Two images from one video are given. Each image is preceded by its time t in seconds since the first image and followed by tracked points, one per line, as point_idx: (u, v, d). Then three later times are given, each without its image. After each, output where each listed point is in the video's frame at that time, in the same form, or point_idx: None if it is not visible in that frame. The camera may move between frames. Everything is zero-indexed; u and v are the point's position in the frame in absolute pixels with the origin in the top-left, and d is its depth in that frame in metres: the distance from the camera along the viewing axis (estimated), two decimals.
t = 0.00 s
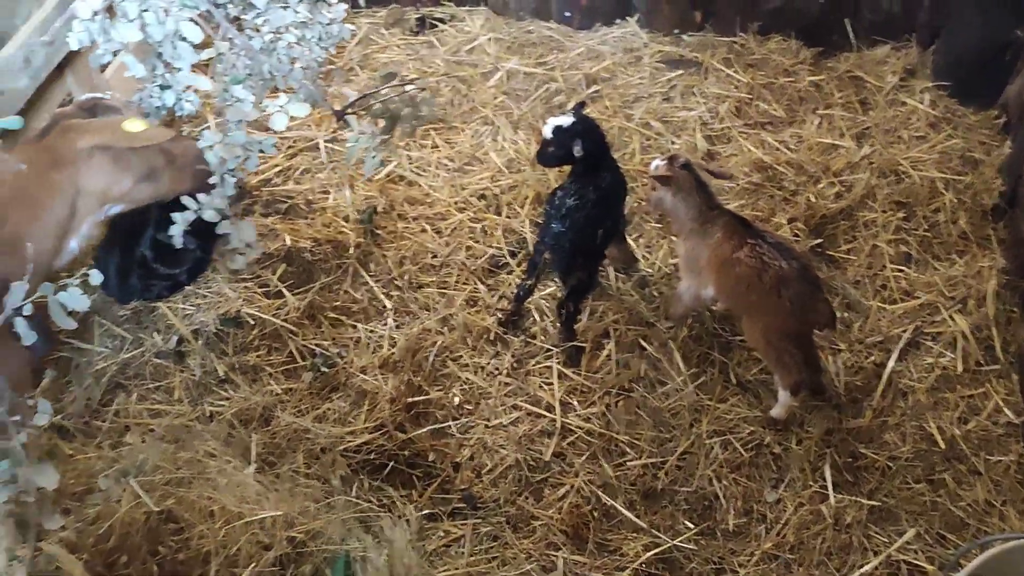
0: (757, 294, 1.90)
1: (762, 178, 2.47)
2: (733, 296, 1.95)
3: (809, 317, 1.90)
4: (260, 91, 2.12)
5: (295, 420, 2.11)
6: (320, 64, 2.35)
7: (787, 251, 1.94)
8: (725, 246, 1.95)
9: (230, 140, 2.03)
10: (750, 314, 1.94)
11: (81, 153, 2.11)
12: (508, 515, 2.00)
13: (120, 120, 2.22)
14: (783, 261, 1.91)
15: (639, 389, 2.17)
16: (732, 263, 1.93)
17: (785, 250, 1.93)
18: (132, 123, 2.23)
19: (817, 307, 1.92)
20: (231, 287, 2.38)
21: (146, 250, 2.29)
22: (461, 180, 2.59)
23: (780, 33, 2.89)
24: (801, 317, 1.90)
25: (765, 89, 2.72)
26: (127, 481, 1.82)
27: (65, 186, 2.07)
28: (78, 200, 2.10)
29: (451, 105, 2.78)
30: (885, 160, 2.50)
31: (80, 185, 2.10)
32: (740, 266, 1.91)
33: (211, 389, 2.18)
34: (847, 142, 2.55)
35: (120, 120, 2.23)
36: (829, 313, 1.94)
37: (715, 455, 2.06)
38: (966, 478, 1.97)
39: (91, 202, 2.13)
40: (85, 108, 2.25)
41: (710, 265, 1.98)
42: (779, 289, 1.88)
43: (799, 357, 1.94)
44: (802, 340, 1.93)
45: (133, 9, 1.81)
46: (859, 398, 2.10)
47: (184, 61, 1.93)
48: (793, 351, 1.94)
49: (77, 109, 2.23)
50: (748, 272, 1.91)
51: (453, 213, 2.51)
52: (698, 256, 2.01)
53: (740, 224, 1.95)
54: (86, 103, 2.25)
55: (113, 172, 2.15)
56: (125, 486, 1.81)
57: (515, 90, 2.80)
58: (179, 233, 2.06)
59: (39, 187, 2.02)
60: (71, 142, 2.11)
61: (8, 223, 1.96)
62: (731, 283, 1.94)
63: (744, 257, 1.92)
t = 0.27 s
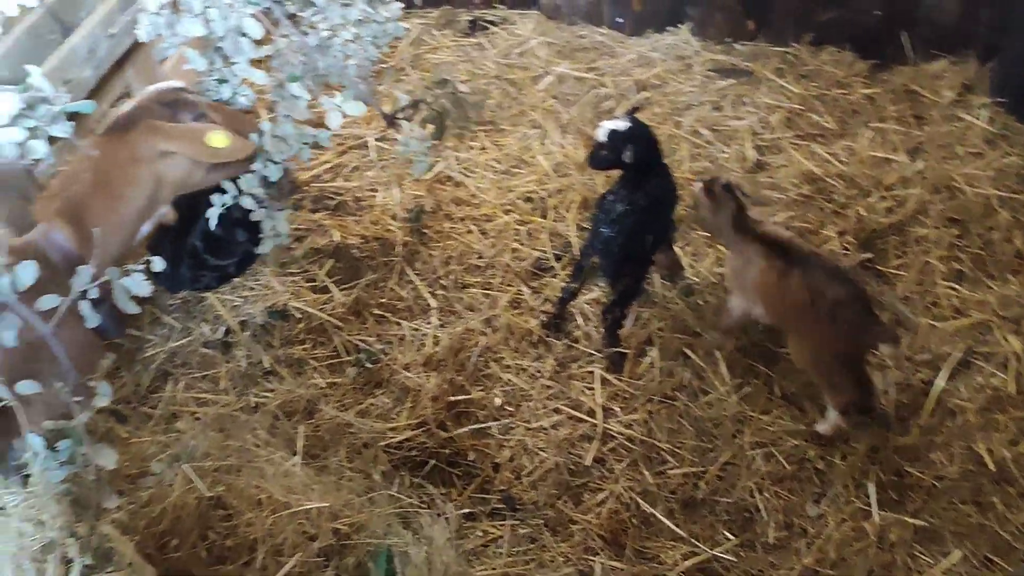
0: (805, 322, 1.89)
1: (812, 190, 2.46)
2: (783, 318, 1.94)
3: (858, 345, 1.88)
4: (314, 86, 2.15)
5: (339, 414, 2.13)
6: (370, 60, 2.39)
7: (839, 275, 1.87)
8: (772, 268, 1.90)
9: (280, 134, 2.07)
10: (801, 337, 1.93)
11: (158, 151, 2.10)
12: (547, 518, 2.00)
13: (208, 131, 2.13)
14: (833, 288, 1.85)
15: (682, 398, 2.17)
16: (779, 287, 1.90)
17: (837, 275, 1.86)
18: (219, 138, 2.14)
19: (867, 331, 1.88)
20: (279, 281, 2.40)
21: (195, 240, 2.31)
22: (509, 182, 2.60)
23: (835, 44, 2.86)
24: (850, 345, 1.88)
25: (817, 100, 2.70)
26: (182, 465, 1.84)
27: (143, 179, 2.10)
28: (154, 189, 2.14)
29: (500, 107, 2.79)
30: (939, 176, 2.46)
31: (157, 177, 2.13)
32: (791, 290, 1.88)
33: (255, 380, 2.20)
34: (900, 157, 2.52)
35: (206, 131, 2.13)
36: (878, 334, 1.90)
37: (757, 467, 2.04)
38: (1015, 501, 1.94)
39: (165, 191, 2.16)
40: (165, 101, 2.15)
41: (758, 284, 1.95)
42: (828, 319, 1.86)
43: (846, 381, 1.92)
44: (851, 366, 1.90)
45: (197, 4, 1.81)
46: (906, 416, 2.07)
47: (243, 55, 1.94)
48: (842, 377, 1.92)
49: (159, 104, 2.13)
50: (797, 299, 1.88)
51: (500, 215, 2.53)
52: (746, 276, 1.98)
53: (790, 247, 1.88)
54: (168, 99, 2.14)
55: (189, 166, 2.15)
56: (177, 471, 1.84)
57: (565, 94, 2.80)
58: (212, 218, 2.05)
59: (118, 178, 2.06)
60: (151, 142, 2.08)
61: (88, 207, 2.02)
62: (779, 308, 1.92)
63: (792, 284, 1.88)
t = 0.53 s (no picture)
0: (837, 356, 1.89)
1: (857, 205, 2.44)
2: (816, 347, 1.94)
3: (886, 387, 1.87)
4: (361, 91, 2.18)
5: (376, 414, 2.13)
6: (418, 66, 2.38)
7: (878, 319, 1.87)
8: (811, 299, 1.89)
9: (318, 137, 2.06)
10: (833, 369, 1.93)
11: (213, 151, 2.00)
12: (581, 526, 1.97)
13: (263, 142, 1.97)
14: (869, 330, 1.86)
15: (719, 410, 2.15)
16: (816, 318, 1.89)
17: (875, 318, 1.87)
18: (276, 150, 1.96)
19: (898, 377, 1.88)
20: (321, 280, 2.43)
21: (240, 238, 2.33)
22: (550, 188, 2.61)
23: (883, 59, 2.84)
24: (880, 386, 1.87)
25: (864, 114, 2.68)
26: (228, 459, 1.88)
27: (196, 176, 2.02)
28: (206, 186, 2.07)
29: (543, 113, 2.80)
30: (987, 195, 2.43)
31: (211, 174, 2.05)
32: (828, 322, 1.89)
33: (295, 377, 2.22)
34: (947, 174, 2.50)
35: (262, 142, 1.97)
36: (909, 378, 1.90)
37: (795, 482, 2.02)
38: None
39: (218, 186, 2.10)
40: (227, 102, 2.05)
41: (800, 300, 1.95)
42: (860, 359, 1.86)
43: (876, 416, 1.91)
44: (879, 403, 1.89)
45: (253, 5, 1.85)
46: (948, 437, 2.05)
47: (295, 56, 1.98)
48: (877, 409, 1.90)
49: (221, 106, 2.03)
50: (832, 332, 1.88)
51: (540, 221, 2.53)
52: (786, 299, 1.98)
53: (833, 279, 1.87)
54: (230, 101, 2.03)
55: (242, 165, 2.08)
56: (223, 464, 1.87)
57: (608, 101, 2.81)
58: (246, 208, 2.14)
59: (173, 175, 1.99)
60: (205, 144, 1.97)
61: (142, 202, 1.98)
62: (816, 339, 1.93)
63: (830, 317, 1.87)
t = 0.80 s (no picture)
0: (879, 370, 1.89)
1: (898, 224, 2.42)
2: (856, 364, 1.93)
3: (927, 408, 1.86)
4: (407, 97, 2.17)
5: (410, 417, 2.13)
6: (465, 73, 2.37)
7: (922, 337, 1.90)
8: (857, 309, 1.92)
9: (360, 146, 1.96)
10: (871, 388, 1.92)
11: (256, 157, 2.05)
12: (611, 536, 1.97)
13: (297, 155, 2.01)
14: (915, 346, 1.88)
15: (753, 425, 2.14)
16: (862, 330, 1.91)
17: (921, 336, 1.90)
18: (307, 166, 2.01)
19: (942, 399, 1.86)
20: (359, 282, 2.45)
21: (282, 238, 2.37)
22: (588, 198, 2.63)
23: (929, 78, 2.82)
24: (922, 405, 1.86)
25: (908, 133, 2.66)
26: (269, 455, 1.91)
27: (238, 178, 2.07)
28: (246, 187, 2.11)
29: (584, 123, 2.82)
30: None
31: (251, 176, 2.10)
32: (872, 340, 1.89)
33: (331, 376, 2.24)
34: (991, 196, 2.47)
35: (297, 155, 2.02)
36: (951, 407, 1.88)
37: (828, 500, 2.00)
38: None
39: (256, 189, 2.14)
40: (276, 109, 2.07)
41: (841, 316, 1.95)
42: (903, 374, 1.86)
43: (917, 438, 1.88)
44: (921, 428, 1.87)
45: (306, 10, 1.87)
46: (986, 462, 2.02)
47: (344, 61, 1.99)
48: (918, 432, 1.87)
49: (270, 112, 2.05)
50: (877, 345, 1.89)
51: (578, 230, 2.55)
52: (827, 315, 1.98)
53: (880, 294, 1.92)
54: (279, 108, 2.05)
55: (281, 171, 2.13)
56: (264, 460, 1.90)
57: (649, 113, 2.83)
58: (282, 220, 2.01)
59: (217, 178, 2.03)
60: (248, 149, 2.01)
61: (186, 201, 2.02)
62: (856, 357, 1.92)
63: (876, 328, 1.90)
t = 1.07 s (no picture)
0: (907, 384, 1.87)
1: (928, 238, 2.40)
2: (883, 378, 1.92)
3: (956, 418, 1.83)
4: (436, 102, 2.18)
5: (432, 419, 2.14)
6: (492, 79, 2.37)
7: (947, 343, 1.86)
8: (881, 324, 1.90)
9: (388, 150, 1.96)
10: (900, 401, 1.90)
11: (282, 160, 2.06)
12: (630, 544, 1.96)
13: (308, 163, 2.03)
14: (940, 356, 1.84)
15: (776, 438, 2.13)
16: (884, 344, 1.89)
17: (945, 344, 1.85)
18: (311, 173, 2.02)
19: (970, 408, 1.83)
20: (384, 283, 2.47)
21: (309, 237, 2.39)
22: (615, 205, 2.63)
23: (962, 92, 2.80)
24: (954, 416, 1.83)
25: (939, 147, 2.64)
26: (294, 453, 1.93)
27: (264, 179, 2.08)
28: (272, 190, 2.12)
29: (612, 130, 2.82)
30: None
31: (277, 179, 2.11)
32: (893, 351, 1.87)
33: (354, 376, 2.26)
34: None
35: (309, 162, 2.03)
36: (981, 416, 1.84)
37: (850, 515, 1.99)
38: None
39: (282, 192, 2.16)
40: (305, 112, 2.08)
41: (866, 330, 1.93)
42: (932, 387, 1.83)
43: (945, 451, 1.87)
44: (951, 437, 1.85)
45: (339, 14, 1.88)
46: (1013, 482, 1.99)
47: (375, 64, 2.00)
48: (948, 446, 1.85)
49: (299, 115, 2.07)
50: (902, 359, 1.86)
51: (604, 237, 2.55)
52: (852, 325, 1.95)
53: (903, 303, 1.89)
54: (307, 111, 2.07)
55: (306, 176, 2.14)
56: (288, 458, 1.92)
57: (678, 121, 2.82)
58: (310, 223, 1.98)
59: (244, 178, 2.06)
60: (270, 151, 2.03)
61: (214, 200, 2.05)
62: (885, 367, 1.90)
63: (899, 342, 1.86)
